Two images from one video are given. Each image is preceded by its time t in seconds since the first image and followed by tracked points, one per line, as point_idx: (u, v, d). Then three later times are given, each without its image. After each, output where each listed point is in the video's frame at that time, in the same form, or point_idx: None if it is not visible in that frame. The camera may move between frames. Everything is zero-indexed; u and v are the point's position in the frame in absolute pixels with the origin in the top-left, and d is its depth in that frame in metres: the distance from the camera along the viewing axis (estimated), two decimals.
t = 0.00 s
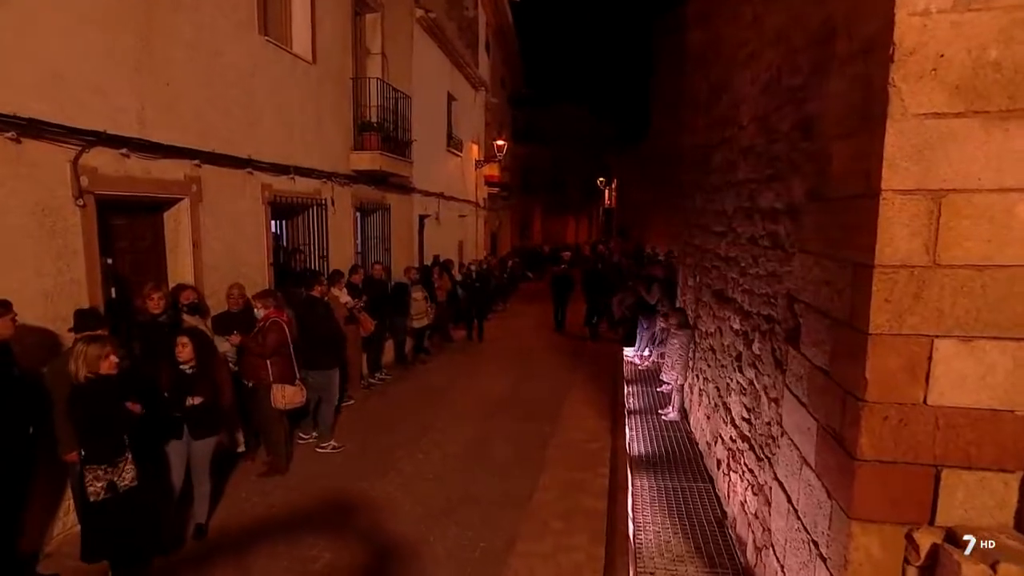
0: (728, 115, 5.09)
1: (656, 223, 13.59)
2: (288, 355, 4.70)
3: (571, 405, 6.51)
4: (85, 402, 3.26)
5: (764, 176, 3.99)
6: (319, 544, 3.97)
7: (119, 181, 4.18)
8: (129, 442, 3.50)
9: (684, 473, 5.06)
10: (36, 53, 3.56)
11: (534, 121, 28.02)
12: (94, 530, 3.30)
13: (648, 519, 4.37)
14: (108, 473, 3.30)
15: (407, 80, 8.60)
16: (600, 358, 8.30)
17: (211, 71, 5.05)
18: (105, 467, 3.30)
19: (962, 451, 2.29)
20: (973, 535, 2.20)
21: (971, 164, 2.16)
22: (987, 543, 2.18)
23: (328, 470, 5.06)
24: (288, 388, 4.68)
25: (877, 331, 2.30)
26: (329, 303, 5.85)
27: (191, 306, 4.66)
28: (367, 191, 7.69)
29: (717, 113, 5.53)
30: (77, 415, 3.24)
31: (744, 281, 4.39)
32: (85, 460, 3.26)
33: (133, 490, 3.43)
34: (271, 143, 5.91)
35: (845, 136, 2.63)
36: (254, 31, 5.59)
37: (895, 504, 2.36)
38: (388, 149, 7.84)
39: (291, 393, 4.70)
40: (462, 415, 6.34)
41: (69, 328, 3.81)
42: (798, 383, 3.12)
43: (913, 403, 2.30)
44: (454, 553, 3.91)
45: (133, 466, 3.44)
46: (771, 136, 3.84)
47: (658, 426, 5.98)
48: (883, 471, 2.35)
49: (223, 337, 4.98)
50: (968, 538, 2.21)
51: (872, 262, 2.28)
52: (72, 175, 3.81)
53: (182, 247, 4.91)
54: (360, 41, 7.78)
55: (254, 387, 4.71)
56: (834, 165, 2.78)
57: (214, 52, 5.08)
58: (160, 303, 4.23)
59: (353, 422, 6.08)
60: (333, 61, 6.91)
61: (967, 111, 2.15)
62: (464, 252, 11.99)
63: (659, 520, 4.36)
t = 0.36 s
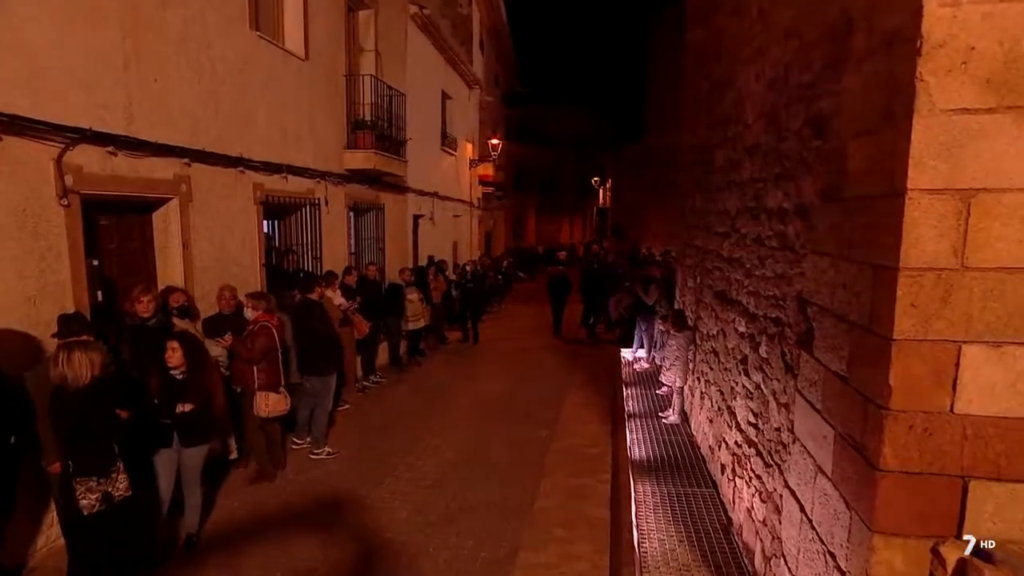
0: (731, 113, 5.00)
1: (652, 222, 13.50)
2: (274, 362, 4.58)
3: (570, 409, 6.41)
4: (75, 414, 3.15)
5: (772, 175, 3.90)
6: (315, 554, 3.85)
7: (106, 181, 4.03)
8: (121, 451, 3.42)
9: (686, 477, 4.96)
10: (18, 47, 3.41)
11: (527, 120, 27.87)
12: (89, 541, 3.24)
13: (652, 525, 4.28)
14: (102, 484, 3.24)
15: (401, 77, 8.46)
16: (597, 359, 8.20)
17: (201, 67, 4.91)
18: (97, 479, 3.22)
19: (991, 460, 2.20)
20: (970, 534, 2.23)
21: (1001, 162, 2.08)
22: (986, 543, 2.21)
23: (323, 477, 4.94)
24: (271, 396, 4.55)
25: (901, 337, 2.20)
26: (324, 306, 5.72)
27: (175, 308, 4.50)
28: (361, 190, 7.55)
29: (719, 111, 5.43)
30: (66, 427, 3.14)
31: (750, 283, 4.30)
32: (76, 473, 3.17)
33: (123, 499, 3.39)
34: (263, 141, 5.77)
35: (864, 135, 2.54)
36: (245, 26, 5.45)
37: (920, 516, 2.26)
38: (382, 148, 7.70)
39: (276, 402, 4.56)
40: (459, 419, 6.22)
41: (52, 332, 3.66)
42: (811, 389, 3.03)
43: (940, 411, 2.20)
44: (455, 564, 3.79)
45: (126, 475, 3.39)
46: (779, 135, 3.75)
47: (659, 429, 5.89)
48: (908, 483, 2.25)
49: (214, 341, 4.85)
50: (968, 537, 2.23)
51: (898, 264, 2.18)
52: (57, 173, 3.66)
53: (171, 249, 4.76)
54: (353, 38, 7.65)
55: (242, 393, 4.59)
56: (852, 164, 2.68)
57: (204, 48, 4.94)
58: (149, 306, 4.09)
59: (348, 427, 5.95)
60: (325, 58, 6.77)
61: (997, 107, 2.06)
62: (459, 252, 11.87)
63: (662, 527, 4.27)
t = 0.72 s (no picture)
0: (735, 112, 4.90)
1: (649, 222, 13.40)
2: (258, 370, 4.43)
3: (569, 413, 6.31)
4: (67, 425, 3.04)
5: (782, 176, 3.80)
6: (312, 566, 3.73)
7: (94, 181, 3.90)
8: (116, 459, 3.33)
9: (690, 484, 4.86)
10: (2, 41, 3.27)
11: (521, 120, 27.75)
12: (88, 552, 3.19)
13: (657, 533, 4.17)
14: (105, 495, 3.18)
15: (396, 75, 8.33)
16: (596, 362, 8.10)
17: (192, 64, 4.77)
18: (100, 489, 3.15)
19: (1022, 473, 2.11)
20: (972, 532, 2.17)
21: None
22: (986, 543, 2.17)
23: (318, 485, 4.82)
24: (258, 405, 4.42)
25: (929, 345, 2.11)
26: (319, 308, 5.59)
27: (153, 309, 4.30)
28: (356, 190, 7.42)
29: (722, 110, 5.34)
30: (58, 440, 3.03)
31: (757, 286, 4.21)
32: (75, 485, 3.08)
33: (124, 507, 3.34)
34: (256, 140, 5.63)
35: (885, 135, 2.45)
36: (238, 22, 5.31)
37: (949, 532, 2.16)
38: (378, 147, 7.57)
39: (258, 411, 4.41)
40: (457, 423, 6.10)
41: (38, 338, 3.52)
42: (826, 396, 2.94)
43: (970, 422, 2.11)
44: None
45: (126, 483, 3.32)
46: (790, 135, 3.65)
47: (661, 433, 5.78)
48: (937, 496, 2.15)
49: (204, 345, 4.72)
50: (968, 538, 2.17)
51: (926, 270, 2.08)
52: (42, 173, 3.52)
53: (162, 250, 4.63)
54: (348, 35, 7.51)
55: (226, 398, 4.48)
56: (872, 165, 2.59)
57: (195, 44, 4.80)
58: (139, 310, 3.99)
59: (343, 433, 5.83)
60: (319, 55, 6.64)
61: None
62: (454, 253, 11.74)
63: (668, 535, 4.16)
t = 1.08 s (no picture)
0: (741, 112, 4.82)
1: (646, 223, 13.32)
2: (241, 378, 4.28)
3: (571, 417, 6.21)
4: (57, 440, 2.94)
5: (793, 178, 3.72)
6: None
7: (84, 182, 3.77)
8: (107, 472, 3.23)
9: (695, 490, 4.75)
10: None
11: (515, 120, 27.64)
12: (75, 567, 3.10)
13: (664, 541, 4.06)
14: (98, 510, 3.08)
15: (392, 74, 8.21)
16: (595, 365, 8.01)
17: (186, 61, 4.65)
18: (93, 504, 3.06)
19: None
20: (972, 532, 2.08)
21: None
22: (986, 543, 2.08)
23: (315, 494, 4.70)
24: (235, 417, 4.25)
25: (962, 356, 2.02)
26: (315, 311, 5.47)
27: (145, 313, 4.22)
28: (352, 191, 7.30)
29: (726, 110, 5.26)
30: (47, 455, 2.93)
31: (766, 290, 4.12)
32: (65, 501, 2.98)
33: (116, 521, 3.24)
34: (251, 140, 5.50)
35: (911, 136, 2.37)
36: (232, 19, 5.18)
37: (982, 551, 2.07)
38: (374, 147, 7.45)
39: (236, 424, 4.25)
40: (456, 429, 6.00)
41: (26, 345, 3.39)
42: (844, 406, 2.85)
43: (1004, 436, 2.03)
44: None
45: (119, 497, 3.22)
46: (801, 136, 3.57)
47: (663, 438, 5.69)
48: (970, 514, 2.06)
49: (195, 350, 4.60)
50: (967, 537, 2.07)
51: (961, 278, 1.99)
52: (30, 173, 3.39)
53: (154, 253, 4.50)
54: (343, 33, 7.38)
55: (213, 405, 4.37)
56: (895, 167, 2.51)
57: (189, 41, 4.67)
58: (130, 316, 3.88)
59: (340, 439, 5.71)
60: (315, 53, 6.52)
61: None
62: (450, 254, 11.62)
63: (675, 542, 4.05)
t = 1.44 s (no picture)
0: (746, 113, 4.74)
1: (644, 224, 13.24)
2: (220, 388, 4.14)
3: (571, 423, 6.12)
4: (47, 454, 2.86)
5: (803, 181, 3.64)
6: None
7: (73, 184, 3.64)
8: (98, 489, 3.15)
9: (700, 498, 4.66)
10: None
11: (510, 120, 27.53)
12: None
13: (671, 550, 3.96)
14: (89, 528, 2.99)
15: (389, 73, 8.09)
16: (594, 368, 7.92)
17: (178, 60, 4.52)
18: (84, 522, 2.96)
19: None
20: (973, 532, 2.01)
21: None
22: (986, 543, 2.00)
23: (312, 503, 4.58)
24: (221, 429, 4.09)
25: (996, 370, 1.93)
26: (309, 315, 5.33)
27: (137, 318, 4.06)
28: (348, 192, 7.18)
29: (730, 111, 5.18)
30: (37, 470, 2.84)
31: (774, 295, 4.04)
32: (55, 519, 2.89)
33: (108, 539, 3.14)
34: (245, 140, 5.38)
35: (936, 139, 2.28)
36: (226, 17, 5.06)
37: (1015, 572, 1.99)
38: (370, 147, 7.33)
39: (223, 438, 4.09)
40: (454, 434, 5.89)
41: (14, 355, 3.27)
42: (862, 417, 2.76)
43: None
44: None
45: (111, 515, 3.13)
46: (813, 137, 3.48)
47: (666, 443, 5.60)
48: (1004, 533, 1.98)
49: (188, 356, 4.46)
50: (966, 536, 2.02)
51: (996, 288, 1.91)
52: (17, 176, 3.27)
53: (146, 257, 4.36)
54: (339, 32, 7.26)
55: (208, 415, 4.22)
56: (919, 171, 2.42)
57: (182, 39, 4.55)
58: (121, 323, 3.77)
59: (337, 446, 5.59)
60: (311, 52, 6.40)
61: None
62: (446, 255, 11.51)
63: (682, 552, 3.95)
